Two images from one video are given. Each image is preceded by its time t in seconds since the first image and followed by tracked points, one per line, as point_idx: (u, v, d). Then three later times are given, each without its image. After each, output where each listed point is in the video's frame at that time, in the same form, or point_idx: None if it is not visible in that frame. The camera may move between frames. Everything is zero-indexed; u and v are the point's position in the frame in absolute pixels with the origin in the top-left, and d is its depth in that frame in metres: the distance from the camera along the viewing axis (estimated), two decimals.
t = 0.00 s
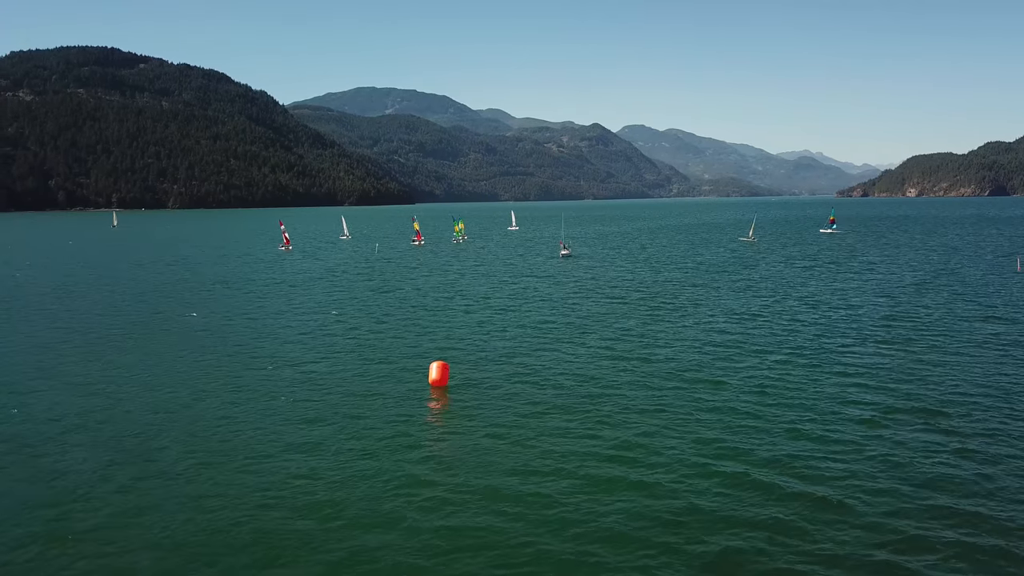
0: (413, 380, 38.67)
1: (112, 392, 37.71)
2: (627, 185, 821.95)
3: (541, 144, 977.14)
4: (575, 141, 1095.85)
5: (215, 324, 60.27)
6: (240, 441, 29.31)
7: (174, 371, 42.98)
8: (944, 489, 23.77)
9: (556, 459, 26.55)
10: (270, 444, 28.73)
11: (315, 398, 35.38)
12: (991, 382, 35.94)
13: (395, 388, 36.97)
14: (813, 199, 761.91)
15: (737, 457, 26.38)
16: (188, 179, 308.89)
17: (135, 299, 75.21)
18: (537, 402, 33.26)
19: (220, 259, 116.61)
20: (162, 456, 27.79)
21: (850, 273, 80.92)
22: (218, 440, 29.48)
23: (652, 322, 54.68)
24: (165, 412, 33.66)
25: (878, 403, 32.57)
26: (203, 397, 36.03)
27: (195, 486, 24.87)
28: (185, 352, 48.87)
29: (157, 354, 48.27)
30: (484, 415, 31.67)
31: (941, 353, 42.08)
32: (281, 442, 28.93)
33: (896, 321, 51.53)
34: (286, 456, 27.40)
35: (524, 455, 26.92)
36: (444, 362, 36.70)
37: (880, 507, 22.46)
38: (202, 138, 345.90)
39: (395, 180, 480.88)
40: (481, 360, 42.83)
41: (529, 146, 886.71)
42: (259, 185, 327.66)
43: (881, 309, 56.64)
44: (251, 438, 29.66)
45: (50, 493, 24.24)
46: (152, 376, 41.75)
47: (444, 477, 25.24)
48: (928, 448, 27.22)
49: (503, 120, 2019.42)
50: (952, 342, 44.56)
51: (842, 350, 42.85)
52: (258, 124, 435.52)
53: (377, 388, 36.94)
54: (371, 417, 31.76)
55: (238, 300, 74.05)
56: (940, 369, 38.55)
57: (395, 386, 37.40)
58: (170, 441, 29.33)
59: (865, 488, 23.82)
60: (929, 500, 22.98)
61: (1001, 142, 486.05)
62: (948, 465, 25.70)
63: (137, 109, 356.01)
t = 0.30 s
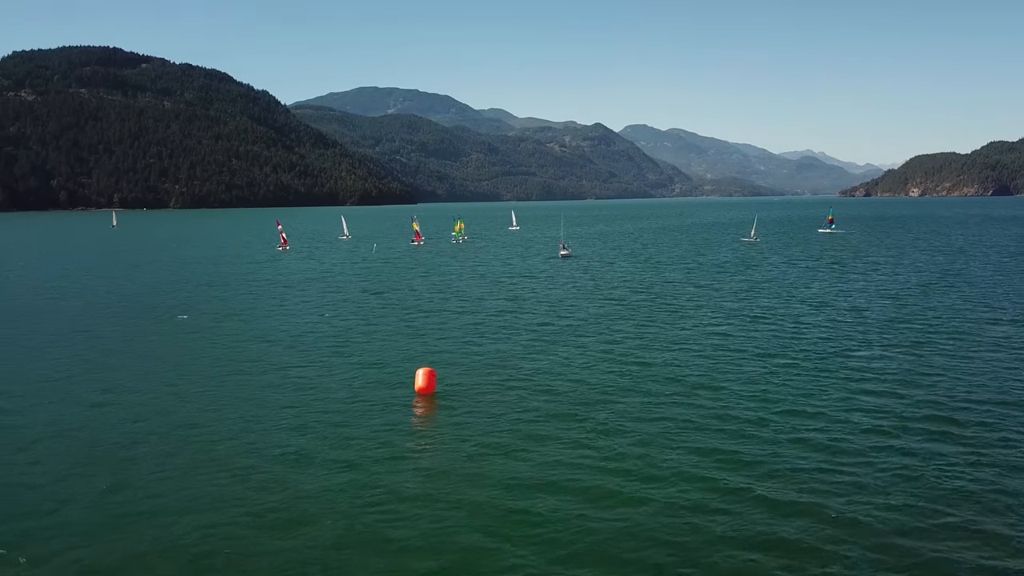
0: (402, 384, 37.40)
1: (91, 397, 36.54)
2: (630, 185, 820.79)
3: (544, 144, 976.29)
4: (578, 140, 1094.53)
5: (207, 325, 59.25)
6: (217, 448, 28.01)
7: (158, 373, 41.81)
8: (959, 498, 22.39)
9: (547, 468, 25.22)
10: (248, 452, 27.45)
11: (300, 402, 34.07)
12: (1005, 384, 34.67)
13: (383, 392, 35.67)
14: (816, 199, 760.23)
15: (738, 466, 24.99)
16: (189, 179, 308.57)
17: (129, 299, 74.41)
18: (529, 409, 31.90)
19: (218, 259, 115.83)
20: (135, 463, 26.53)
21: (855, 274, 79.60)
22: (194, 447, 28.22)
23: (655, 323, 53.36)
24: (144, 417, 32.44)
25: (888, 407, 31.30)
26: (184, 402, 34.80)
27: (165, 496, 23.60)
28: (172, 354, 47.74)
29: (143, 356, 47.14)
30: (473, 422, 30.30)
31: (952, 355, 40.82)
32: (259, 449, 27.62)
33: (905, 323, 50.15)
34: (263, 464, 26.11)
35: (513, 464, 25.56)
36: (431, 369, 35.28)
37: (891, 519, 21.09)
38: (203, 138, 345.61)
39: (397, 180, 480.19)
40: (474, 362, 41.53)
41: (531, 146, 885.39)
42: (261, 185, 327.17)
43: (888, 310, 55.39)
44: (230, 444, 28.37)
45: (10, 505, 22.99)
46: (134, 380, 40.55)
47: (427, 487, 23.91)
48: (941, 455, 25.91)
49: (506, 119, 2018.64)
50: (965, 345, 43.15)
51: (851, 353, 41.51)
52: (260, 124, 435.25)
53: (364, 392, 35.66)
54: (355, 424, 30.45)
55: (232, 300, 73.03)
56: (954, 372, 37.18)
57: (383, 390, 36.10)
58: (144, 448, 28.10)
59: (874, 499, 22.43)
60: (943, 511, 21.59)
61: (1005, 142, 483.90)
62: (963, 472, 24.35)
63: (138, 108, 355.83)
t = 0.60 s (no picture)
0: (390, 390, 36.01)
1: (69, 404, 35.27)
2: (632, 185, 819.86)
3: (546, 144, 976.11)
4: (580, 140, 1093.21)
5: (199, 326, 58.17)
6: (192, 463, 26.70)
7: (142, 378, 40.61)
8: (969, 519, 21.37)
9: (535, 486, 23.86)
10: (222, 467, 26.13)
11: (283, 411, 32.80)
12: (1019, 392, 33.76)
13: (370, 399, 34.34)
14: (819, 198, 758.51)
15: (740, 487, 23.51)
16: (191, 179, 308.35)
17: (123, 300, 73.60)
18: (520, 420, 30.47)
19: (217, 260, 115.12)
20: (113, 476, 25.54)
21: (858, 275, 78.79)
22: (167, 462, 26.87)
23: (656, 327, 52.43)
24: (127, 425, 31.50)
25: (898, 418, 30.20)
26: (168, 410, 33.79)
27: (131, 516, 22.30)
28: (159, 356, 46.59)
29: (133, 359, 46.24)
30: (461, 435, 28.77)
31: (962, 361, 39.83)
32: (235, 464, 26.28)
33: (912, 327, 49.25)
34: (238, 480, 24.81)
35: (502, 484, 24.09)
36: (417, 377, 33.34)
37: (903, 549, 19.75)
38: (205, 137, 345.48)
39: (399, 180, 479.87)
40: (467, 368, 40.14)
41: (534, 145, 884.78)
42: (262, 185, 327.02)
43: (894, 314, 54.45)
44: (205, 459, 27.11)
45: None
46: (114, 383, 39.31)
47: (409, 508, 22.54)
48: (953, 472, 24.61)
49: (508, 119, 2017.15)
50: (975, 350, 42.26)
51: (859, 359, 40.58)
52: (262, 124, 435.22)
53: (350, 400, 34.23)
54: (338, 435, 29.07)
55: (226, 300, 72.17)
56: (964, 378, 36.29)
57: (371, 397, 34.70)
58: (124, 459, 27.15)
59: (884, 526, 21.01)
60: (957, 539, 20.27)
61: (1009, 142, 482.57)
62: (977, 494, 23.05)
63: (140, 108, 355.77)
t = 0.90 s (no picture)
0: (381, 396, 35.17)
1: (56, 406, 34.48)
2: (634, 185, 818.48)
3: (548, 144, 975.03)
4: (582, 140, 1091.22)
5: (193, 326, 57.46)
6: (173, 472, 25.84)
7: (128, 380, 39.78)
8: (981, 538, 20.47)
9: (524, 502, 22.97)
10: (200, 478, 25.20)
11: (268, 418, 31.90)
12: None
13: (358, 406, 33.44)
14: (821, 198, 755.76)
15: (738, 504, 22.56)
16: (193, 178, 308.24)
17: (119, 299, 73.04)
18: (510, 431, 29.50)
19: (215, 259, 114.55)
20: (92, 486, 24.74)
21: (863, 276, 77.84)
22: (145, 471, 25.99)
23: (659, 330, 51.42)
24: (110, 430, 30.66)
25: (906, 428, 29.31)
26: (156, 413, 33.00)
27: (109, 530, 21.53)
28: (148, 358, 45.76)
29: (126, 359, 45.53)
30: (448, 447, 27.81)
31: (970, 367, 38.97)
32: (213, 476, 25.36)
33: (920, 331, 48.38)
34: (216, 493, 23.89)
35: (489, 500, 23.16)
36: (401, 386, 32.36)
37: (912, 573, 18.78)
38: (207, 137, 345.43)
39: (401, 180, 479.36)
40: (459, 374, 39.22)
41: (536, 145, 883.70)
42: (265, 185, 326.83)
43: (900, 318, 53.52)
44: (187, 467, 26.24)
45: None
46: (99, 386, 38.43)
47: (391, 526, 21.58)
48: (961, 487, 23.71)
49: (510, 119, 2017.33)
50: (986, 356, 41.42)
51: (867, 365, 39.63)
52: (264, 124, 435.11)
53: (337, 407, 33.33)
54: (322, 446, 28.12)
55: (222, 301, 71.50)
56: (976, 385, 35.37)
57: (359, 404, 33.79)
58: (107, 468, 26.33)
59: (888, 548, 20.04)
60: (970, 561, 19.35)
61: (1012, 141, 480.55)
62: (990, 511, 22.09)
63: (142, 108, 355.73)
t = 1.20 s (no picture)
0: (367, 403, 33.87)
1: (33, 412, 33.24)
2: (637, 185, 817.51)
3: (551, 144, 973.88)
4: (585, 139, 1089.95)
5: (182, 327, 56.23)
6: (147, 487, 24.61)
7: (105, 383, 38.34)
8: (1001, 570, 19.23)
9: (513, 525, 21.71)
10: (166, 499, 23.80)
11: (246, 428, 30.39)
12: None
13: (340, 415, 31.99)
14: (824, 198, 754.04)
15: (735, 532, 21.11)
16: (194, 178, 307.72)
17: (112, 299, 72.18)
18: (497, 444, 28.00)
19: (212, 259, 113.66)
20: (62, 502, 23.54)
21: (866, 276, 76.53)
22: (110, 489, 24.54)
23: (659, 328, 49.91)
24: (85, 439, 29.37)
25: (918, 443, 27.81)
26: (135, 421, 31.73)
27: (75, 555, 20.32)
28: (130, 359, 44.30)
29: (112, 362, 44.40)
30: (431, 463, 26.32)
31: (984, 372, 37.56)
32: (179, 496, 23.92)
33: (929, 331, 46.98)
34: (182, 516, 22.46)
35: (470, 526, 21.72)
36: (385, 396, 30.83)
37: None
38: (209, 136, 344.92)
39: (402, 179, 478.63)
40: (449, 379, 37.73)
41: (537, 145, 882.60)
42: (266, 184, 326.21)
43: (908, 318, 51.92)
44: (162, 482, 25.02)
45: None
46: (73, 390, 36.98)
47: (365, 557, 20.19)
48: (977, 509, 22.45)
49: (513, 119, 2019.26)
50: (998, 358, 40.06)
51: (875, 367, 38.21)
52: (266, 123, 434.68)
53: (319, 416, 31.85)
54: (298, 461, 26.67)
55: (215, 301, 70.40)
56: (989, 390, 34.06)
57: (343, 413, 32.33)
58: (78, 482, 25.09)
59: None
60: None
61: (1015, 141, 478.67)
62: (1008, 538, 20.86)
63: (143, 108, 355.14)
